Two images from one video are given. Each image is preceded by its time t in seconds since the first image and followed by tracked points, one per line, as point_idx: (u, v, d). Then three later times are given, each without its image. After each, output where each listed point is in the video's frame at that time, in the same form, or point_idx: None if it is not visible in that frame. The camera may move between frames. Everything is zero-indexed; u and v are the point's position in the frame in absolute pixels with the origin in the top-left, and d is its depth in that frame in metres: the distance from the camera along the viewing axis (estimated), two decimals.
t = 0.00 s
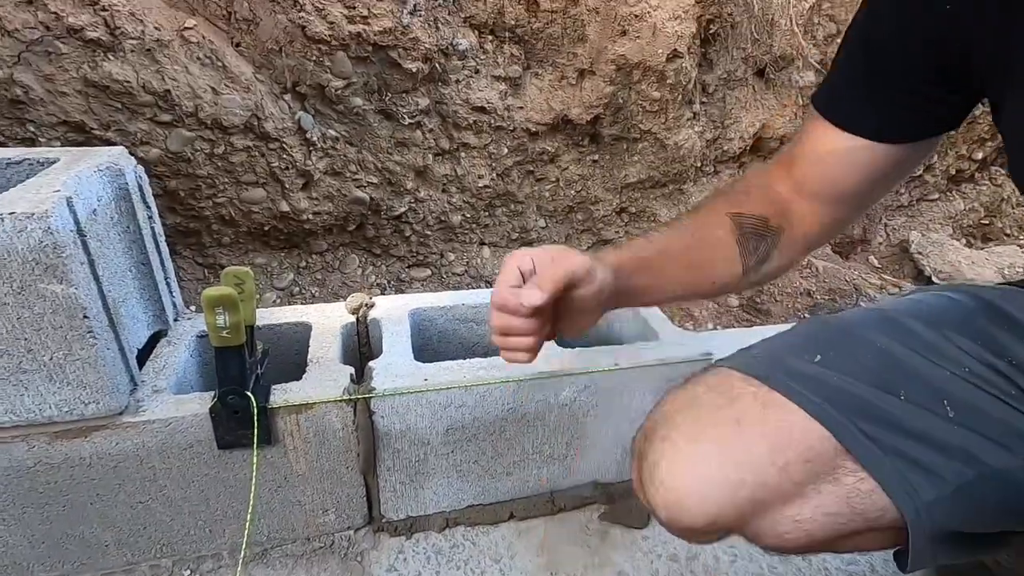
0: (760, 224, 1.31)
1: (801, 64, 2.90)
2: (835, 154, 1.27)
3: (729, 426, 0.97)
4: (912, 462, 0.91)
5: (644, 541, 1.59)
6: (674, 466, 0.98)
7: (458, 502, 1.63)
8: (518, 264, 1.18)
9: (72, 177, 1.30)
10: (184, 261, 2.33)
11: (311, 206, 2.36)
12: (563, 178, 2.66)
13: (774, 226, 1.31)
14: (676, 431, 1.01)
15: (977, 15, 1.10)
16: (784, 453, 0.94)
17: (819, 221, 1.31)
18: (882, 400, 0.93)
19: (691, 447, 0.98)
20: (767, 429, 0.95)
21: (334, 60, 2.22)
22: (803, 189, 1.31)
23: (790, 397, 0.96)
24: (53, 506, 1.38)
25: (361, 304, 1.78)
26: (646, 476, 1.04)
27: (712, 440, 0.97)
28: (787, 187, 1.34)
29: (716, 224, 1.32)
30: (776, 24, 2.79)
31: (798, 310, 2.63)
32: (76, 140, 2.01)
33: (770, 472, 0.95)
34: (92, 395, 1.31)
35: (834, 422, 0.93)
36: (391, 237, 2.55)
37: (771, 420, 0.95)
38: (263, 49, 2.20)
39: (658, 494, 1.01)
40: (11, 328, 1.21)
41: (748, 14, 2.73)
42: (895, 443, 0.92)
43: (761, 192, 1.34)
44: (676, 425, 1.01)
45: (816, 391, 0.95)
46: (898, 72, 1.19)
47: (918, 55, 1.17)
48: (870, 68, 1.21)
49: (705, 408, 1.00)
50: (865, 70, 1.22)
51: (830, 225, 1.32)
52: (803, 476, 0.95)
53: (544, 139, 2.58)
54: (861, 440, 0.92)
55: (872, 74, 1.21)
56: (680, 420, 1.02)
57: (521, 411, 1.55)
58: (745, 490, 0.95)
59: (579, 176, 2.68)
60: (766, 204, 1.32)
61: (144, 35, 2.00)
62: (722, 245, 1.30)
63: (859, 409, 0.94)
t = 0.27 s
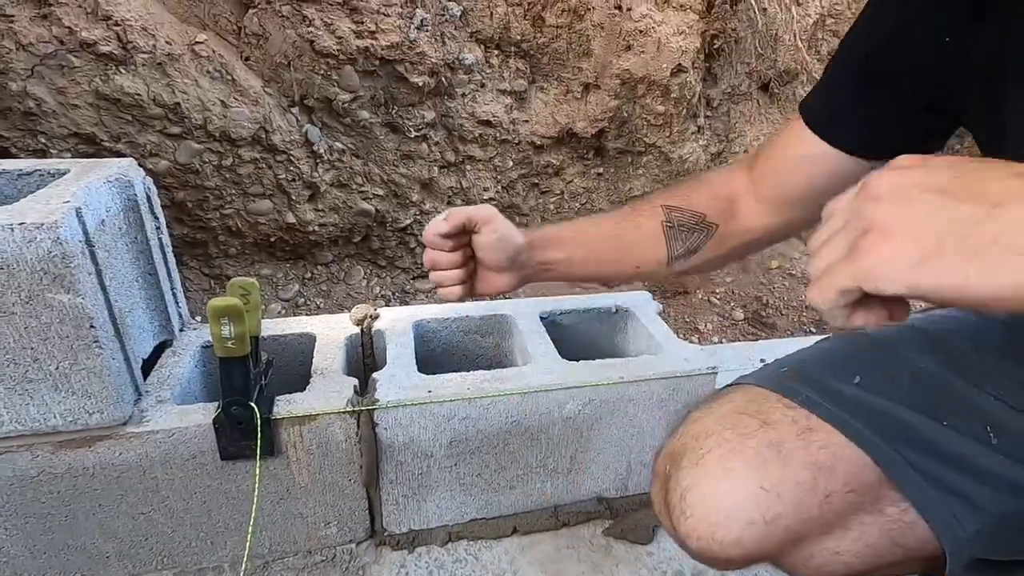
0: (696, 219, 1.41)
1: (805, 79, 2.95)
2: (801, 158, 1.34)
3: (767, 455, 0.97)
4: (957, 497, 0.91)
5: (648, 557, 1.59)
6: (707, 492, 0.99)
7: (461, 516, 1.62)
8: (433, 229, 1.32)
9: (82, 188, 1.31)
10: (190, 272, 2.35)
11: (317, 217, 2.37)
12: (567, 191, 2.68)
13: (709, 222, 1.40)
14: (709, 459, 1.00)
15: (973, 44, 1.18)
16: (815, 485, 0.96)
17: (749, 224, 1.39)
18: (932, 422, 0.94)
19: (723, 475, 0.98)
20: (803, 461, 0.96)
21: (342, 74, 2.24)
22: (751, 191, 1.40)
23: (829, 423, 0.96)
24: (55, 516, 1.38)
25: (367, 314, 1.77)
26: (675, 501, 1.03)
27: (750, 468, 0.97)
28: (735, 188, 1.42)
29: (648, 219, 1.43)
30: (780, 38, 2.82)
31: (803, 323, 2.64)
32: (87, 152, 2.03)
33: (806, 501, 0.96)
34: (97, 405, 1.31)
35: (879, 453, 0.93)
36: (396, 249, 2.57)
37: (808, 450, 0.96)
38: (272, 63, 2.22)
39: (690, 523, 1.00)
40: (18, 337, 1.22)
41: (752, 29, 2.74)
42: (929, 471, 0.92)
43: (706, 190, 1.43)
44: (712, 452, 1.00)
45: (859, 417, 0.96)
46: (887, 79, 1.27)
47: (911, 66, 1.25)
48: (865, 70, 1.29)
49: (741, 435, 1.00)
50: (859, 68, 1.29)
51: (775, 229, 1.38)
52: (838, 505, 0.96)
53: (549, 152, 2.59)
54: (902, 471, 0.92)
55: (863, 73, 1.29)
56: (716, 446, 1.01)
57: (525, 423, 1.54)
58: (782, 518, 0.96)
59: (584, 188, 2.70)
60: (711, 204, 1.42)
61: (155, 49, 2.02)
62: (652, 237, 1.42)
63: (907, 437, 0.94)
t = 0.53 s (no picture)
0: (615, 238, 1.32)
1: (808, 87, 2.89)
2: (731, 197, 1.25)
3: (812, 417, 1.07)
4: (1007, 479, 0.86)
5: (651, 565, 1.57)
6: (749, 449, 1.08)
7: (463, 522, 1.62)
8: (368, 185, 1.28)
9: (86, 194, 1.32)
10: (193, 277, 2.35)
11: (320, 223, 2.38)
12: (570, 198, 2.68)
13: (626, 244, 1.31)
14: (751, 417, 1.11)
15: (915, 126, 1.11)
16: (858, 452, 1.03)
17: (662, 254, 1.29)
18: (972, 403, 0.90)
19: (762, 432, 1.08)
20: (848, 427, 1.04)
21: (345, 80, 2.25)
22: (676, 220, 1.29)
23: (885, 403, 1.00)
24: (56, 522, 1.38)
25: (368, 320, 1.77)
26: (712, 455, 1.12)
27: (790, 430, 1.06)
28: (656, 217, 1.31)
29: (569, 230, 1.34)
30: (783, 47, 2.79)
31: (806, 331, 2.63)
32: (92, 157, 2.05)
33: (843, 469, 1.04)
34: (99, 409, 1.31)
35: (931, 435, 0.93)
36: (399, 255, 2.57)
37: (852, 416, 1.05)
38: (276, 69, 2.23)
39: (725, 476, 1.09)
40: (22, 342, 1.22)
41: (754, 37, 2.75)
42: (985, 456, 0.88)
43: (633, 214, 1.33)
44: (755, 411, 1.11)
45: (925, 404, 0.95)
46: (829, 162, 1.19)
47: (851, 149, 1.18)
48: (801, 150, 1.20)
49: (784, 398, 1.10)
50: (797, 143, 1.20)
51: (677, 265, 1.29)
52: (878, 473, 1.04)
53: (551, 159, 2.60)
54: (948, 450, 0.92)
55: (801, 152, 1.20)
56: (758, 408, 1.11)
57: (527, 430, 1.54)
58: (819, 478, 1.04)
59: (586, 195, 2.70)
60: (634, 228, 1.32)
61: (161, 56, 2.03)
62: (564, 248, 1.33)
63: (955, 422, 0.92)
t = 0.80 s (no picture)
0: (605, 248, 1.55)
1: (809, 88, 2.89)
2: (718, 188, 1.42)
3: (812, 447, 1.08)
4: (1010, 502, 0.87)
5: (652, 568, 1.59)
6: (750, 480, 1.09)
7: (463, 525, 1.62)
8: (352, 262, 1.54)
9: (88, 195, 1.32)
10: (194, 279, 2.36)
11: (321, 225, 2.39)
12: (570, 200, 2.69)
13: (616, 251, 1.54)
14: (750, 448, 1.12)
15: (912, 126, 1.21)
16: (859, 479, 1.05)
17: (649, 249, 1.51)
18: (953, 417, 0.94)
19: (762, 462, 1.09)
20: (849, 454, 1.06)
21: (346, 82, 2.26)
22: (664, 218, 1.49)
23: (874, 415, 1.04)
24: (56, 523, 1.38)
25: (369, 322, 1.78)
26: (711, 485, 1.14)
27: (791, 461, 1.08)
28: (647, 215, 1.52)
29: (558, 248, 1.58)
30: (783, 49, 2.79)
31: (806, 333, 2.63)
32: (94, 159, 2.05)
33: (842, 497, 1.06)
34: (100, 411, 1.31)
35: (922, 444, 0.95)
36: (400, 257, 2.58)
37: (853, 442, 1.06)
38: (277, 71, 2.23)
39: (726, 507, 1.10)
40: (23, 343, 1.23)
41: (755, 39, 2.75)
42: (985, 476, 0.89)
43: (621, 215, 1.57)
44: (754, 441, 1.12)
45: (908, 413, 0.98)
46: (828, 156, 1.32)
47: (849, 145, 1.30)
48: (802, 146, 1.33)
49: (784, 427, 1.11)
50: (796, 143, 1.33)
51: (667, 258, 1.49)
52: (880, 498, 1.05)
53: (552, 160, 2.60)
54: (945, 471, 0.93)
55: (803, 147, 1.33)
56: (757, 437, 1.13)
57: (528, 431, 1.54)
58: (819, 510, 1.06)
59: (587, 197, 2.70)
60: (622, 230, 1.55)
61: (162, 58, 2.03)
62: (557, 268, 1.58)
63: (937, 428, 0.94)
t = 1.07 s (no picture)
0: (612, 286, 1.41)
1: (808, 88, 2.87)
2: (732, 207, 1.36)
3: (806, 458, 1.09)
4: (1007, 512, 0.92)
5: (652, 569, 1.59)
6: (745, 491, 1.10)
7: (463, 526, 1.62)
8: (345, 335, 1.38)
9: (88, 196, 1.32)
10: (194, 279, 2.36)
11: (321, 225, 2.38)
12: (571, 200, 2.69)
13: (625, 291, 1.41)
14: (746, 457, 1.13)
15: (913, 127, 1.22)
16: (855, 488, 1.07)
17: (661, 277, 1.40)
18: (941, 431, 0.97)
19: (757, 472, 1.11)
20: (843, 463, 1.07)
21: (347, 83, 2.26)
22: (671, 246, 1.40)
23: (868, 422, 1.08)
24: (56, 523, 1.38)
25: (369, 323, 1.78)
26: (708, 496, 1.15)
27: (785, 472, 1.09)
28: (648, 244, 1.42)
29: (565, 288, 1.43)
30: (784, 49, 2.78)
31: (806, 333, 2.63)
32: (94, 159, 2.05)
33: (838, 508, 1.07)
34: (100, 411, 1.31)
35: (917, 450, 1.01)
36: (400, 257, 2.57)
37: (847, 451, 1.08)
38: (278, 72, 2.23)
39: (722, 517, 1.12)
40: (23, 343, 1.23)
41: (755, 40, 2.75)
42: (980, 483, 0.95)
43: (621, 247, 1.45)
44: (750, 452, 1.13)
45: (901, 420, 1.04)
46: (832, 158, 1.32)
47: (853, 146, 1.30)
48: (801, 152, 1.32)
49: (779, 438, 1.13)
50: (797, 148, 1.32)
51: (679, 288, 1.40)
52: (876, 508, 1.07)
53: (552, 161, 2.61)
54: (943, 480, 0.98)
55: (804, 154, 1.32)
56: (752, 448, 1.14)
57: (527, 432, 1.54)
58: (815, 520, 1.07)
59: (587, 198, 2.70)
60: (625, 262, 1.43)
61: (162, 58, 2.04)
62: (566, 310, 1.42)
63: (933, 435, 1.01)
